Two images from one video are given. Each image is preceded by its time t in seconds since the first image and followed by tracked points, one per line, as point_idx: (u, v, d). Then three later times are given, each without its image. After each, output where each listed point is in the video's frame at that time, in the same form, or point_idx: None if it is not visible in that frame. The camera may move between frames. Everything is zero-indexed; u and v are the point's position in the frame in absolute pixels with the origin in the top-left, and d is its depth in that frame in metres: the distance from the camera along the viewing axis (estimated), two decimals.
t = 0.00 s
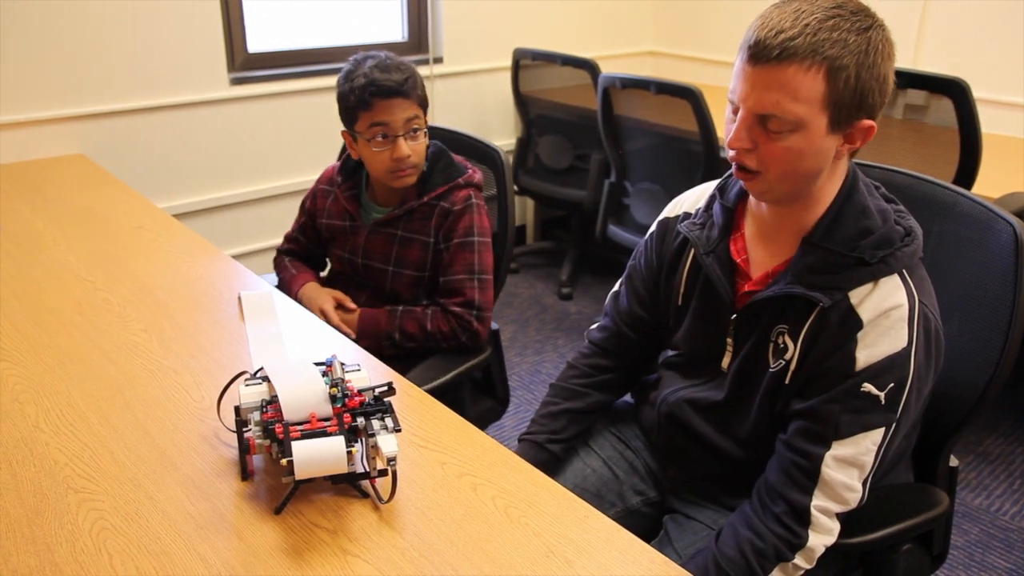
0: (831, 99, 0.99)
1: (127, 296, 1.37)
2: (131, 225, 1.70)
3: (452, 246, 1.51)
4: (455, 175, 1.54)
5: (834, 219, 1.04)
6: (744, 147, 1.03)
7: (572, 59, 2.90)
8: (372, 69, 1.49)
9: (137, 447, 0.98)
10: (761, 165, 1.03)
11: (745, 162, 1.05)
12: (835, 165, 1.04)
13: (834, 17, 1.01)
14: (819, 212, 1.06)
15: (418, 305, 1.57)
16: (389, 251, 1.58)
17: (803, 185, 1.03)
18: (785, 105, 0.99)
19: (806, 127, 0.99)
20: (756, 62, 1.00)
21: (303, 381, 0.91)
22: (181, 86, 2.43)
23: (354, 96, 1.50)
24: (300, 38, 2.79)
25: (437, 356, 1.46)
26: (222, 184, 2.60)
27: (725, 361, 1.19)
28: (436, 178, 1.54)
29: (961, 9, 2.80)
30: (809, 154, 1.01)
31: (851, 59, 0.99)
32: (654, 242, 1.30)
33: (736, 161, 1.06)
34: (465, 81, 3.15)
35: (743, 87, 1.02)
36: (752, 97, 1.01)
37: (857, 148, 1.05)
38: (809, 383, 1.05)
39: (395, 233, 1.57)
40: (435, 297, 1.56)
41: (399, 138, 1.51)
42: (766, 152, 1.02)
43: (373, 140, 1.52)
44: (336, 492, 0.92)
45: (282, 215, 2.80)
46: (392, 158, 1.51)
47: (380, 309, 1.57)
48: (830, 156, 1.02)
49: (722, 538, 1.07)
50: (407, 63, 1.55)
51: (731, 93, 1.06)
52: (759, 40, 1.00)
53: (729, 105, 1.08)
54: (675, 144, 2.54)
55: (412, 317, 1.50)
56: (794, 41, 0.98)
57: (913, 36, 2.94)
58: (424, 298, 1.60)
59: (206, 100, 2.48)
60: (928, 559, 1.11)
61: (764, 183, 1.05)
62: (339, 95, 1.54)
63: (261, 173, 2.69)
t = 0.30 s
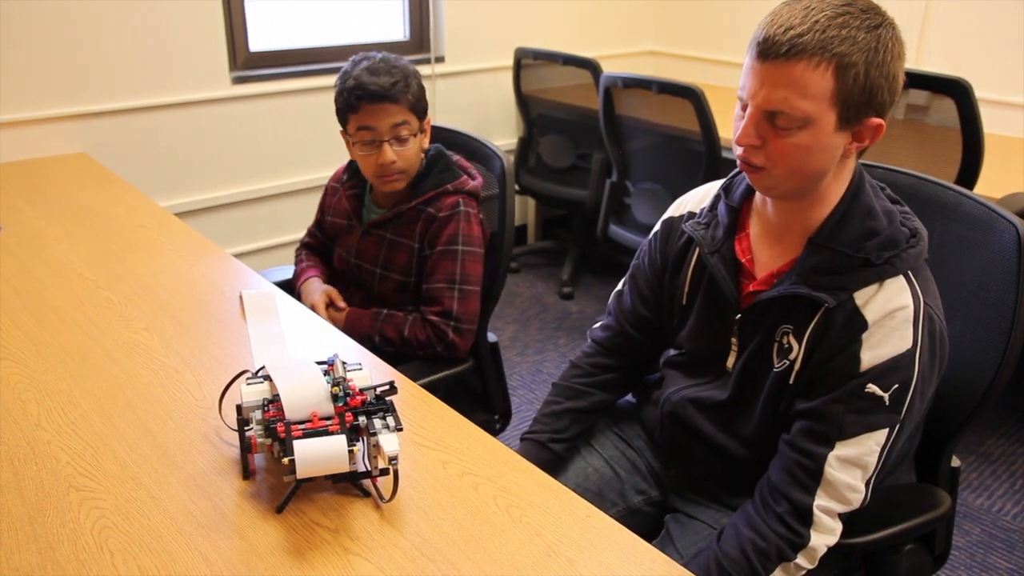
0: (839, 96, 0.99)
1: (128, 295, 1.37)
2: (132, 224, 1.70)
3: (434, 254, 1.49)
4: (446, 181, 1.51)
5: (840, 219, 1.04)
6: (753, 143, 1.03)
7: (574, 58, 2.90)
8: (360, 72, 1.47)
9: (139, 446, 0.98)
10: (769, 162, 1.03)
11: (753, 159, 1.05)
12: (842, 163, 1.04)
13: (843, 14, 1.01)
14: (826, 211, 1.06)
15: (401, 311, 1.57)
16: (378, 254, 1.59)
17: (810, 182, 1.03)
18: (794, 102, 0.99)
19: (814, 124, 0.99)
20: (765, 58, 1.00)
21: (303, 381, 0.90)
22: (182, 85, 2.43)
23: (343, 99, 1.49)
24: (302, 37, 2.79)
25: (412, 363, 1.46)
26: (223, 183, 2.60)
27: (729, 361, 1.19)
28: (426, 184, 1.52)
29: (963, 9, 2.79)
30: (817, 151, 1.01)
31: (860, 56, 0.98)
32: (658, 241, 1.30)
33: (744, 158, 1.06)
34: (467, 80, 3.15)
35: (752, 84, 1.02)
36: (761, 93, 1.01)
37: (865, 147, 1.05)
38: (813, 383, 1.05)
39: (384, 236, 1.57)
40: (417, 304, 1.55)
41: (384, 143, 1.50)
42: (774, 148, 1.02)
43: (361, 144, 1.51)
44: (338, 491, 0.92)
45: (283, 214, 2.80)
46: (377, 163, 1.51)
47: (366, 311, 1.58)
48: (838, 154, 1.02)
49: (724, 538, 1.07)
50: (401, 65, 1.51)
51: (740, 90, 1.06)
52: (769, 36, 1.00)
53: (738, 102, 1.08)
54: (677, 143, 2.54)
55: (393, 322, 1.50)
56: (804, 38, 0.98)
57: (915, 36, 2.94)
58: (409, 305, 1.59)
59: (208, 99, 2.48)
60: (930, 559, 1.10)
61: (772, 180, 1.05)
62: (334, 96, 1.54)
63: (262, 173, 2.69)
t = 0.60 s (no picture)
0: (835, 96, 0.99)
1: (130, 293, 1.37)
2: (134, 223, 1.70)
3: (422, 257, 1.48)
4: (438, 184, 1.50)
5: (841, 219, 1.04)
6: (750, 146, 1.04)
7: (575, 57, 2.90)
8: (354, 73, 1.45)
9: (141, 444, 0.98)
10: (767, 164, 1.03)
11: (751, 161, 1.05)
12: (842, 163, 1.04)
13: (836, 14, 1.01)
14: (827, 210, 1.06)
15: (389, 312, 1.57)
16: (370, 254, 1.59)
17: (809, 182, 1.03)
18: (789, 104, 0.99)
19: (810, 125, 0.99)
20: (759, 61, 1.00)
21: (304, 379, 0.90)
22: (183, 84, 2.43)
23: (336, 100, 1.48)
24: (303, 36, 2.79)
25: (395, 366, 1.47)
26: (224, 182, 2.60)
27: (731, 361, 1.19)
28: (418, 188, 1.51)
29: (965, 8, 2.79)
30: (815, 151, 1.01)
31: (855, 56, 0.98)
32: (660, 241, 1.30)
33: (742, 160, 1.06)
34: (468, 79, 3.15)
35: (748, 87, 1.02)
36: (756, 96, 1.01)
37: (865, 145, 1.04)
38: (815, 382, 1.05)
39: (376, 236, 1.57)
40: (405, 306, 1.56)
41: (375, 146, 1.49)
42: (771, 150, 1.02)
43: (353, 146, 1.51)
44: (339, 490, 0.92)
45: (285, 212, 2.80)
46: (368, 166, 1.50)
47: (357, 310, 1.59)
48: (836, 154, 1.02)
49: (725, 538, 1.07)
50: (398, 65, 1.49)
51: (736, 92, 1.06)
52: (762, 39, 1.01)
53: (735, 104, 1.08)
54: (678, 143, 2.54)
55: (379, 324, 1.50)
56: (797, 39, 0.98)
57: (917, 35, 2.94)
58: (399, 306, 1.60)
59: (209, 98, 2.47)
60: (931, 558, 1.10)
61: (770, 182, 1.05)
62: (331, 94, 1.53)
63: (263, 172, 2.69)
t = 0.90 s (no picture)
0: (822, 95, 0.99)
1: (128, 295, 1.37)
2: (132, 225, 1.70)
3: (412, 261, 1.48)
4: (430, 188, 1.49)
5: (835, 219, 1.04)
6: (739, 146, 1.04)
7: (574, 58, 2.90)
8: (352, 75, 1.46)
9: (140, 446, 0.98)
10: (757, 163, 1.04)
11: (741, 162, 1.05)
12: (833, 162, 1.04)
13: (823, 14, 1.01)
14: (820, 210, 1.06)
15: (379, 315, 1.57)
16: (364, 256, 1.60)
17: (800, 182, 1.04)
18: (776, 103, 0.99)
19: (798, 124, 1.00)
20: (746, 60, 1.01)
21: (303, 381, 0.90)
22: (182, 85, 2.43)
23: (334, 101, 1.49)
24: (302, 37, 2.79)
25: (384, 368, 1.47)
26: (224, 183, 2.60)
27: (729, 361, 1.19)
28: (412, 191, 1.51)
29: (963, 8, 2.79)
30: (804, 150, 1.01)
31: (841, 54, 0.99)
32: (657, 243, 1.30)
33: (733, 160, 1.07)
34: (467, 80, 3.15)
35: (736, 87, 1.03)
36: (745, 96, 1.01)
37: (855, 144, 1.04)
38: (811, 382, 1.05)
39: (370, 239, 1.58)
40: (397, 309, 1.56)
41: (369, 149, 1.49)
42: (761, 150, 1.02)
43: (349, 147, 1.51)
44: (338, 491, 0.92)
45: (284, 214, 2.80)
46: (361, 168, 1.50)
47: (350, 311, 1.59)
48: (826, 153, 1.02)
49: (724, 538, 1.07)
50: (397, 68, 1.49)
51: (726, 93, 1.06)
52: (750, 39, 1.01)
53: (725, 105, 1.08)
54: (677, 143, 2.54)
55: (369, 326, 1.51)
56: (783, 38, 0.98)
57: (915, 35, 2.94)
58: (391, 309, 1.60)
59: (207, 100, 2.48)
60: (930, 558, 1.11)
61: (761, 181, 1.05)
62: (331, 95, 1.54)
63: (262, 173, 2.69)
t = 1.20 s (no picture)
0: (816, 98, 0.99)
1: (126, 301, 1.37)
2: (130, 230, 1.70)
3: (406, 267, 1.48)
4: (426, 194, 1.50)
5: (829, 223, 1.04)
6: (734, 148, 1.04)
7: (571, 63, 2.91)
8: (348, 82, 1.46)
9: (137, 451, 0.98)
10: (751, 166, 1.04)
11: (736, 164, 1.06)
12: (826, 166, 1.05)
13: (816, 18, 1.02)
14: (813, 214, 1.07)
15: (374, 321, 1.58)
16: (360, 261, 1.60)
17: (793, 185, 1.04)
18: (770, 105, 1.00)
19: (792, 127, 1.00)
20: (741, 63, 1.01)
21: (300, 386, 0.91)
22: (179, 90, 2.43)
23: (330, 107, 1.49)
24: (300, 42, 2.80)
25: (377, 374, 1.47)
26: (221, 188, 2.61)
27: (724, 366, 1.19)
28: (408, 198, 1.52)
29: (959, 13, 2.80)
30: (798, 153, 1.01)
31: (835, 58, 0.99)
32: (653, 247, 1.30)
33: (727, 164, 1.07)
34: (464, 85, 3.16)
35: (731, 90, 1.03)
36: (739, 99, 1.02)
37: (848, 148, 1.05)
38: (806, 385, 1.05)
39: (366, 245, 1.58)
40: (391, 314, 1.56)
41: (365, 156, 1.49)
42: (755, 153, 1.03)
43: (345, 153, 1.52)
44: (335, 496, 0.92)
45: (282, 218, 2.81)
46: (357, 174, 1.51)
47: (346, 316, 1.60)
48: (819, 157, 1.03)
49: (720, 542, 1.07)
50: (394, 74, 1.49)
51: (720, 96, 1.07)
52: (745, 42, 1.01)
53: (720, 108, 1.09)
54: (674, 148, 2.55)
55: (363, 331, 1.51)
56: (777, 42, 0.99)
57: (910, 40, 2.95)
58: (386, 314, 1.60)
59: (205, 105, 2.48)
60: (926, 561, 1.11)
61: (755, 184, 1.05)
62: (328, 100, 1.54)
63: (260, 178, 2.69)
